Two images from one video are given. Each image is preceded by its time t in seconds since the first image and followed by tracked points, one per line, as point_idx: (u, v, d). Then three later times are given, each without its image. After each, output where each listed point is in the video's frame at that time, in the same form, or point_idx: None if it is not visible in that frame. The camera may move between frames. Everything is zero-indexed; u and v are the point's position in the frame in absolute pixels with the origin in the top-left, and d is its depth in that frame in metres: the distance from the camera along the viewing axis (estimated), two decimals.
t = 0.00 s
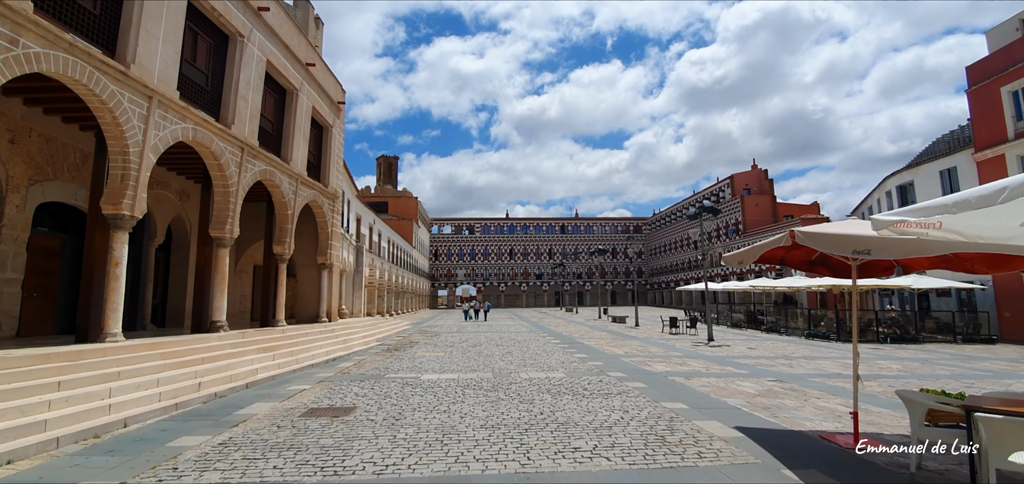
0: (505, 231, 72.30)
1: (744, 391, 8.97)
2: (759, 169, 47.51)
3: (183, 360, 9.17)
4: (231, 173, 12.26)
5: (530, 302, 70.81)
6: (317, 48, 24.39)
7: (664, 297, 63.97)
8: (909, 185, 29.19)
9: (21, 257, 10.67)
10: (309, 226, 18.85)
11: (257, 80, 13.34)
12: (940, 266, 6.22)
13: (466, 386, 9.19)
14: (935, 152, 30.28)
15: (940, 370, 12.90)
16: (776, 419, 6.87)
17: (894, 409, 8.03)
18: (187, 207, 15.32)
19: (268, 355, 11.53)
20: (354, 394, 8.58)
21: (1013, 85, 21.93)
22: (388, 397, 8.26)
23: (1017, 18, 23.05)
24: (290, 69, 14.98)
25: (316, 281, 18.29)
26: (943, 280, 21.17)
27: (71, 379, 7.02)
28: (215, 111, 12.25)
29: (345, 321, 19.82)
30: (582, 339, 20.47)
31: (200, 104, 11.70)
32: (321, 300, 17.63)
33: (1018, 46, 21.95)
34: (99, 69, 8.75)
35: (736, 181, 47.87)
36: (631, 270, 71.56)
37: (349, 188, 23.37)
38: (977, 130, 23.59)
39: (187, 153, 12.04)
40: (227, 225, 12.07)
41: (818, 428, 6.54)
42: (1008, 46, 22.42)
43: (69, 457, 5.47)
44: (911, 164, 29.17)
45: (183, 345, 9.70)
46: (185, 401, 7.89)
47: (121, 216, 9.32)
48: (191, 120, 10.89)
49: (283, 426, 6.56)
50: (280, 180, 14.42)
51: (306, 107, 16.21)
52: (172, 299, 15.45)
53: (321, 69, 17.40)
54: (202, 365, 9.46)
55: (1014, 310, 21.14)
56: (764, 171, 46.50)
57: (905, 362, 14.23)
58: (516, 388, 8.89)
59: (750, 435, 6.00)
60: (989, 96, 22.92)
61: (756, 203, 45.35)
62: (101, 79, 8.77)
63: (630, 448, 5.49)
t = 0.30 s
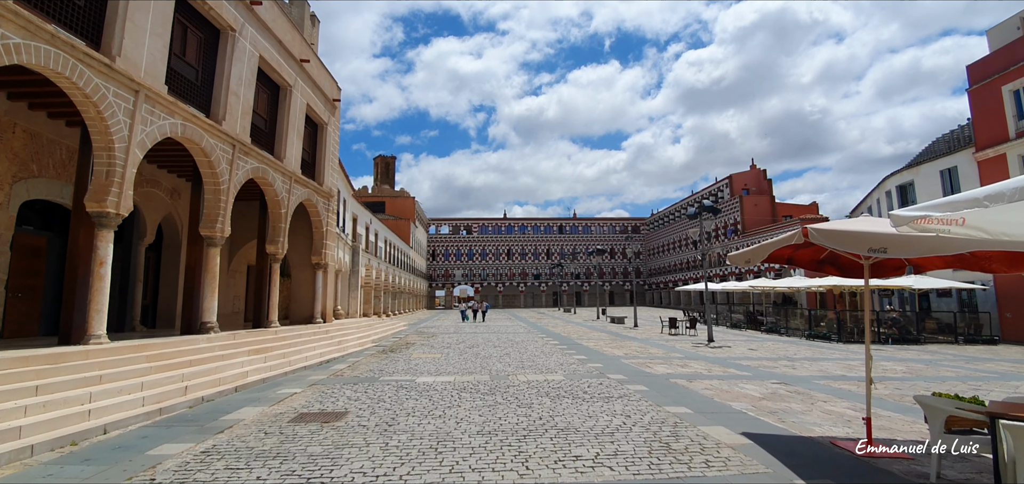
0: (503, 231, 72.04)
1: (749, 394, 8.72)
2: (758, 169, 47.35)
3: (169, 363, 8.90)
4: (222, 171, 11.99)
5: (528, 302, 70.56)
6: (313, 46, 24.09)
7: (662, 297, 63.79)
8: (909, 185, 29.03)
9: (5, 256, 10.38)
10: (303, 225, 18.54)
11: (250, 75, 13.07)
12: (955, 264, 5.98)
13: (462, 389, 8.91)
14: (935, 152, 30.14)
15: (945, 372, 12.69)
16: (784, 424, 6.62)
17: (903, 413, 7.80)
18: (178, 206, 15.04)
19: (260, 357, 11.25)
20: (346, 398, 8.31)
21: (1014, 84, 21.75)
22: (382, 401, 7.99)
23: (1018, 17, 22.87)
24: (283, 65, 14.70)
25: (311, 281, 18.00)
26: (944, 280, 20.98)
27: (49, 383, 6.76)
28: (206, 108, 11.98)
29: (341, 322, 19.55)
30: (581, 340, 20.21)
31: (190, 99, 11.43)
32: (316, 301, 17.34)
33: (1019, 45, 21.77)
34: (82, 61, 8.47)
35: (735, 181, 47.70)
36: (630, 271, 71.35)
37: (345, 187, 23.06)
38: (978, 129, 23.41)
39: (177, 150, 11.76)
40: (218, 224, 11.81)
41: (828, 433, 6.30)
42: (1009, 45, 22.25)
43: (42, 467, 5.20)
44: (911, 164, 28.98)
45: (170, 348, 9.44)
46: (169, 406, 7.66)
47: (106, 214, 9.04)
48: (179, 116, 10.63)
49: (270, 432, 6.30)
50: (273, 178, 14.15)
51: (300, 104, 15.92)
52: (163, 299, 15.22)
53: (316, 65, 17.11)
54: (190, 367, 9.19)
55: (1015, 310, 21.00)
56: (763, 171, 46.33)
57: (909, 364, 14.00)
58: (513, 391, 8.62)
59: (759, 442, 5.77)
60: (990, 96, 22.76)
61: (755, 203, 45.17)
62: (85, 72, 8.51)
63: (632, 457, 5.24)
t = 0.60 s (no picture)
0: (501, 231, 71.78)
1: (753, 396, 8.48)
2: (756, 169, 47.20)
3: (154, 366, 8.64)
4: (211, 167, 11.70)
5: (525, 302, 70.31)
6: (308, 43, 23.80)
7: (660, 298, 63.60)
8: (908, 185, 28.87)
9: None
10: (297, 224, 18.24)
11: (241, 70, 12.78)
12: (971, 263, 5.76)
13: (457, 392, 8.63)
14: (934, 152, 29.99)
15: (950, 373, 12.48)
16: (792, 429, 6.37)
17: (913, 417, 7.55)
18: (169, 204, 14.74)
19: (250, 359, 10.96)
20: (337, 402, 8.03)
21: (1016, 83, 21.58)
22: (374, 405, 7.72)
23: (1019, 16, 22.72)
24: (276, 60, 14.40)
25: (305, 281, 17.70)
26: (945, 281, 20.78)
27: (27, 386, 6.50)
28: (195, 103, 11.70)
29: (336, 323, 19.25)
30: (579, 341, 19.96)
31: (178, 93, 11.14)
32: (310, 301, 17.05)
33: (1021, 43, 21.59)
34: (65, 53, 8.18)
35: (733, 181, 47.53)
36: (627, 271, 71.16)
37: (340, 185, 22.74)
38: (979, 128, 23.23)
39: (165, 147, 11.48)
40: (207, 222, 11.53)
41: (838, 439, 6.04)
42: (1011, 44, 22.08)
43: (10, 477, 4.93)
44: (911, 164, 28.81)
45: (155, 349, 9.15)
46: (152, 410, 7.41)
47: (89, 212, 8.76)
48: (167, 111, 10.36)
49: (255, 439, 6.03)
50: (265, 176, 13.85)
51: (293, 101, 15.62)
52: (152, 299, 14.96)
53: (310, 61, 16.81)
54: (176, 370, 8.93)
55: (1017, 310, 20.83)
56: (761, 171, 46.19)
57: (912, 365, 13.79)
58: (510, 394, 8.36)
59: (767, 450, 5.52)
60: (991, 95, 22.60)
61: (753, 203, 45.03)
62: (67, 64, 8.22)
63: (634, 465, 4.99)
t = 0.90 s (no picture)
0: (498, 231, 71.51)
1: (756, 400, 8.24)
2: (754, 169, 47.03)
3: (137, 369, 8.37)
4: (200, 164, 11.42)
5: (523, 302, 70.07)
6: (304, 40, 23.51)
7: (658, 298, 63.41)
8: (908, 185, 28.69)
9: None
10: (291, 224, 17.93)
11: (231, 65, 12.50)
12: (988, 262, 5.55)
13: (452, 395, 8.36)
14: (934, 152, 29.83)
15: (955, 375, 12.25)
16: (800, 436, 6.14)
17: (922, 422, 7.33)
18: (158, 202, 14.44)
19: (239, 361, 10.66)
20: (327, 405, 7.77)
21: (1017, 82, 21.40)
22: (365, 409, 7.46)
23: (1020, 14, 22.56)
24: (268, 55, 14.11)
25: (299, 281, 17.39)
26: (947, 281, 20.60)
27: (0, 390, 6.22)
28: (183, 98, 11.41)
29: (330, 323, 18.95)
30: (577, 342, 19.71)
31: (165, 88, 10.87)
32: (303, 301, 16.74)
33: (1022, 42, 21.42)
34: (46, 43, 7.87)
35: (732, 181, 47.33)
36: (625, 271, 70.95)
37: (336, 184, 22.44)
38: (980, 128, 23.06)
39: (152, 142, 11.19)
40: (196, 220, 11.24)
41: (850, 447, 5.81)
42: (1012, 43, 21.91)
43: None
44: (911, 164, 28.65)
45: (139, 351, 8.87)
46: (132, 416, 7.15)
47: (70, 208, 8.47)
48: (153, 105, 10.06)
49: (238, 446, 5.76)
50: (257, 173, 13.56)
51: (286, 97, 15.32)
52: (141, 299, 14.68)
53: (304, 56, 16.51)
54: (160, 373, 8.66)
55: (1018, 311, 20.64)
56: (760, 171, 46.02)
57: (916, 367, 13.57)
58: (507, 398, 8.09)
59: (776, 458, 5.27)
60: (993, 94, 22.42)
61: (752, 203, 44.89)
62: (48, 56, 7.91)
63: (636, 475, 4.74)
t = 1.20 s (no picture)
0: (496, 231, 71.26)
1: (760, 404, 8.01)
2: (752, 169, 46.86)
3: (121, 371, 8.11)
4: (189, 160, 11.14)
5: (520, 302, 69.82)
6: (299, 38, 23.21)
7: (656, 298, 63.21)
8: (908, 185, 28.54)
9: None
10: (284, 223, 17.63)
11: (222, 59, 12.22)
12: (1005, 261, 5.34)
13: (447, 399, 8.10)
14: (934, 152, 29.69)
15: (958, 377, 12.06)
16: (809, 442, 5.92)
17: (932, 427, 7.11)
18: (147, 200, 14.16)
19: (228, 363, 10.38)
20: (317, 410, 7.51)
21: (1018, 81, 21.25)
22: (356, 413, 7.20)
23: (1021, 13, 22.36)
24: (261, 50, 13.82)
25: (292, 281, 17.10)
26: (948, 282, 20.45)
27: None
28: (172, 92, 11.13)
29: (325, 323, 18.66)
30: (575, 342, 19.49)
31: (152, 82, 10.60)
32: (297, 301, 16.46)
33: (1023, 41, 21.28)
34: (26, 34, 7.58)
35: (730, 181, 47.14)
36: (623, 271, 70.76)
37: (331, 182, 22.13)
38: (980, 128, 22.92)
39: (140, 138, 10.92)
40: (184, 218, 10.96)
41: (861, 454, 5.59)
42: (1013, 42, 21.76)
43: None
44: (910, 164, 28.52)
45: (124, 354, 8.58)
46: (113, 421, 6.88)
47: (52, 205, 8.17)
48: (139, 99, 9.78)
49: (220, 455, 5.50)
50: (249, 171, 13.27)
51: (279, 93, 15.03)
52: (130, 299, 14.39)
53: (297, 52, 16.21)
54: (145, 376, 8.39)
55: (1018, 312, 20.50)
56: (758, 171, 45.86)
57: (918, 369, 13.39)
58: (504, 402, 7.84)
59: (785, 466, 5.03)
60: (993, 93, 22.27)
61: (750, 203, 44.74)
62: (29, 47, 7.62)
63: None
